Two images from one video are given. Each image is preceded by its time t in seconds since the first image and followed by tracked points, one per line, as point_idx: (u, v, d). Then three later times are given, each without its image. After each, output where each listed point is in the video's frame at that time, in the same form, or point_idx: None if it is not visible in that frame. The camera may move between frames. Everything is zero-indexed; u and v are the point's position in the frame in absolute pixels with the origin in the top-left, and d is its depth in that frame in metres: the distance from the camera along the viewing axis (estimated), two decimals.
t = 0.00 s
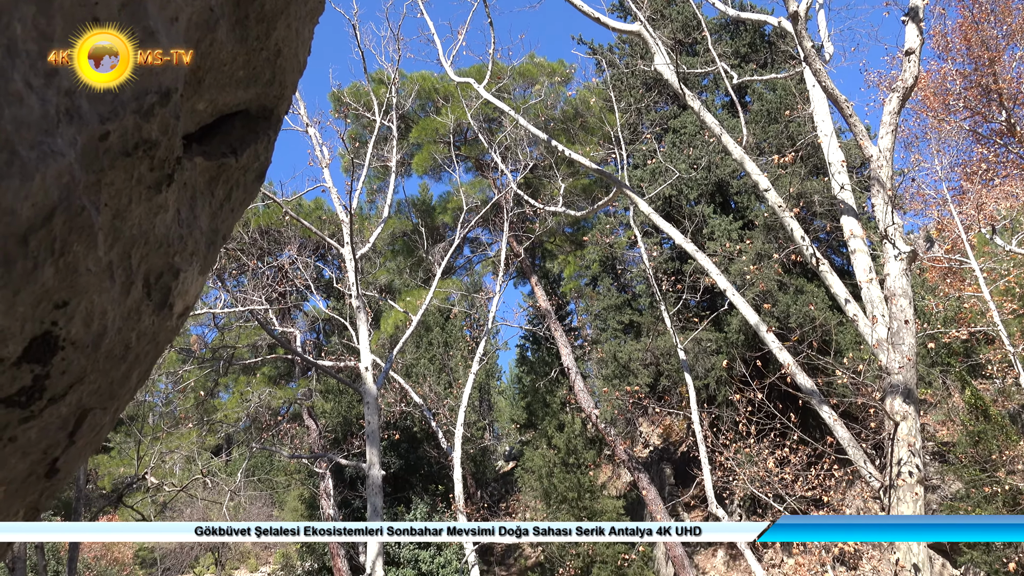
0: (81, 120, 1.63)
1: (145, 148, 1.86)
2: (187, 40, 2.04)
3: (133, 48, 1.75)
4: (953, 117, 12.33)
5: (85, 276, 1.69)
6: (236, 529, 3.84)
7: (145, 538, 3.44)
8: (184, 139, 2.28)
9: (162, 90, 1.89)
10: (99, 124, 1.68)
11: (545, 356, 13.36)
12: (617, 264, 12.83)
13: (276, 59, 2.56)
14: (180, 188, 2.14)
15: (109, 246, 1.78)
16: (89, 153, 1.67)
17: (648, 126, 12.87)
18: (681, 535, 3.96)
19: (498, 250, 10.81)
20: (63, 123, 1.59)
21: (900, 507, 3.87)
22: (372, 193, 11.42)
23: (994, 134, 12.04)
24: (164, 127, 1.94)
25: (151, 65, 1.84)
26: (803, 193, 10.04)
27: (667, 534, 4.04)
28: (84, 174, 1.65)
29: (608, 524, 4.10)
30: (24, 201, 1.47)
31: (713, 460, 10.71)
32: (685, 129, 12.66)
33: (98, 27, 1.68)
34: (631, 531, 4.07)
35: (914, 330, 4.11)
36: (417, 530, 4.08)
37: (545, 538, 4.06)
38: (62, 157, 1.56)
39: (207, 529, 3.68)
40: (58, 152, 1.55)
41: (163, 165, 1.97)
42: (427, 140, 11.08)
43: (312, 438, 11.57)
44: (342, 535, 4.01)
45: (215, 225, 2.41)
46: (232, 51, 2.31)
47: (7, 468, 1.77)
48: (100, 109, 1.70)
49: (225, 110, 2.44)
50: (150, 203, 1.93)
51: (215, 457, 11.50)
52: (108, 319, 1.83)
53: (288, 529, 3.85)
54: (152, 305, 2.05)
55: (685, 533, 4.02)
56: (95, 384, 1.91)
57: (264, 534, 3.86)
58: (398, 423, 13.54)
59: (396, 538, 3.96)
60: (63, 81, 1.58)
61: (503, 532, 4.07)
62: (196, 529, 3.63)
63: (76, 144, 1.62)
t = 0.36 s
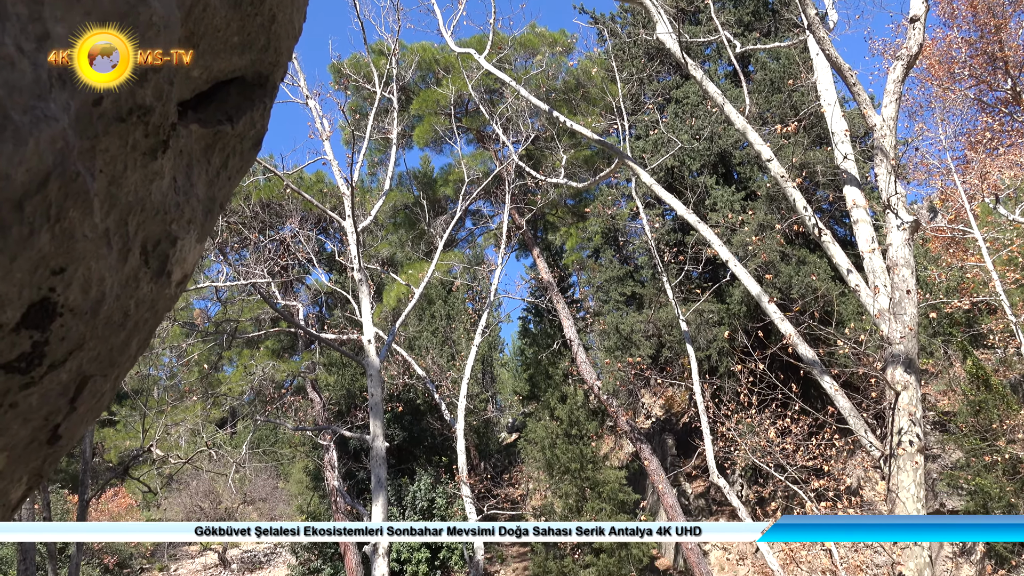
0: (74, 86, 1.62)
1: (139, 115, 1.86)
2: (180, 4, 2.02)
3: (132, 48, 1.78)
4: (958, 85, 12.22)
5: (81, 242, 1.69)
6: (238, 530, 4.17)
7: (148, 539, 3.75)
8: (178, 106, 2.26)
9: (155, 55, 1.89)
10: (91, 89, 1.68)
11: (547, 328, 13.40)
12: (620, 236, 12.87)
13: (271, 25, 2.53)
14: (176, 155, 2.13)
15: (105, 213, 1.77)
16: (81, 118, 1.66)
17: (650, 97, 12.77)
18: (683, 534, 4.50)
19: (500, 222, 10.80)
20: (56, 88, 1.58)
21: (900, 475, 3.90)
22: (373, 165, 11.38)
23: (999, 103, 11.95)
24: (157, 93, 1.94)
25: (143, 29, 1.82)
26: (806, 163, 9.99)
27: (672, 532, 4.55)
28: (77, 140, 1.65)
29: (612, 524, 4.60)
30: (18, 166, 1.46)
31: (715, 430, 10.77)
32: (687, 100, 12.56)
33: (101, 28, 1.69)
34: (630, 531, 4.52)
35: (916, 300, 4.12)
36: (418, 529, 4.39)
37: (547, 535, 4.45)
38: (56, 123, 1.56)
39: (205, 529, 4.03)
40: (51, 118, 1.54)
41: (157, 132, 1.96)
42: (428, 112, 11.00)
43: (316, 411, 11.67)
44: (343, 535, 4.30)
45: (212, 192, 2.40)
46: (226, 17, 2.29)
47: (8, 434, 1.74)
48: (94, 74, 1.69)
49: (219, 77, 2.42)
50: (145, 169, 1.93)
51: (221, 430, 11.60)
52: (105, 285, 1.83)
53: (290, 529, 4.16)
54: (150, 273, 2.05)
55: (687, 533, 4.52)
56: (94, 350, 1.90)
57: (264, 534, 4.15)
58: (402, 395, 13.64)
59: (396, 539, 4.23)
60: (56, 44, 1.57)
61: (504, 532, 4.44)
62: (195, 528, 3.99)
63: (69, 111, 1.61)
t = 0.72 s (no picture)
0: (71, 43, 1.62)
1: (137, 74, 1.86)
2: None
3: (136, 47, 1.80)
4: (963, 59, 12.11)
5: (79, 201, 1.70)
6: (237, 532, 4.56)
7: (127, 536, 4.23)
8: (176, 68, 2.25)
9: (151, 14, 1.88)
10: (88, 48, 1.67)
11: (548, 301, 13.40)
12: (620, 209, 12.81)
13: None
14: (173, 118, 2.12)
15: (103, 173, 1.77)
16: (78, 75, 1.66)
17: (653, 69, 12.67)
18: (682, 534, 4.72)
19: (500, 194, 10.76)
20: (53, 46, 1.57)
21: (897, 448, 3.92)
22: (373, 137, 11.31)
23: (1004, 77, 11.85)
24: (155, 52, 1.94)
25: None
26: (808, 137, 9.93)
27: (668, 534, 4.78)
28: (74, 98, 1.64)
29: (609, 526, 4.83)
30: (15, 123, 1.46)
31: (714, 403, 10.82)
32: (690, 72, 12.46)
33: (100, 27, 1.69)
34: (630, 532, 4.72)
35: (916, 274, 4.11)
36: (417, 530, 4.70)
37: (544, 536, 4.69)
38: (53, 80, 1.55)
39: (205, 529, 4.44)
40: (49, 76, 1.54)
41: (155, 93, 1.96)
42: (429, 83, 10.92)
43: (317, 382, 11.72)
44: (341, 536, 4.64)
45: (211, 155, 2.39)
46: None
47: (11, 394, 1.72)
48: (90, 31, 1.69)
49: (217, 40, 2.41)
50: (143, 129, 1.93)
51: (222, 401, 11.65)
52: (104, 246, 1.83)
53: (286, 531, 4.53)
54: (149, 234, 2.05)
55: (688, 533, 4.73)
56: (93, 311, 1.90)
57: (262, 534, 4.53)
58: (402, 368, 13.68)
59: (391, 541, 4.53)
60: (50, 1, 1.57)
61: (506, 532, 4.72)
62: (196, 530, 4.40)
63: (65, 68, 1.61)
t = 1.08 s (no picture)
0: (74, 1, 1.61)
1: (141, 34, 1.86)
2: None
3: (135, 49, 1.80)
4: (968, 28, 11.98)
5: (87, 162, 1.69)
6: (239, 533, 4.61)
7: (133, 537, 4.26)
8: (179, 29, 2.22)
9: None
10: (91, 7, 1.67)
11: (549, 273, 13.40)
12: (622, 181, 12.75)
13: None
14: (179, 79, 2.10)
15: (109, 134, 1.76)
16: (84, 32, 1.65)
17: (655, 39, 12.55)
18: (681, 533, 4.71)
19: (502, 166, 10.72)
20: (56, 4, 1.57)
21: (897, 418, 3.94)
22: (374, 109, 11.24)
23: (1010, 46, 11.73)
24: (158, 12, 1.94)
25: None
26: (812, 107, 9.87)
27: (668, 536, 4.76)
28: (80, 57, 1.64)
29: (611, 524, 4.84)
30: (21, 81, 1.45)
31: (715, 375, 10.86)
32: (692, 42, 12.34)
33: (100, 28, 1.69)
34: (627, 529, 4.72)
35: (918, 245, 4.11)
36: (418, 527, 4.75)
37: (543, 534, 4.67)
38: (58, 36, 1.53)
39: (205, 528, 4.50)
40: (54, 34, 1.53)
41: (160, 54, 1.95)
42: (429, 54, 10.83)
43: (319, 354, 11.77)
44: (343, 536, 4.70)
45: (215, 118, 2.38)
46: None
47: (20, 355, 1.72)
48: None
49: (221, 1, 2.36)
50: (148, 90, 1.92)
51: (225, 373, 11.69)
52: (111, 208, 1.83)
53: (287, 531, 4.60)
54: (155, 197, 2.05)
55: (685, 533, 4.70)
56: (100, 274, 1.91)
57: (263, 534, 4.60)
58: (404, 340, 13.72)
59: (393, 542, 4.54)
60: None
61: (504, 529, 4.70)
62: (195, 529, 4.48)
63: (72, 25, 1.60)
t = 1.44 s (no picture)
0: None
1: None
2: None
3: (134, 50, 1.80)
4: None
5: (93, 126, 1.70)
6: (239, 532, 4.67)
7: (132, 537, 4.33)
8: None
9: None
10: None
11: (550, 247, 13.39)
12: (623, 154, 12.69)
13: None
14: (184, 46, 2.09)
15: (114, 99, 1.77)
16: None
17: (657, 10, 12.43)
18: (684, 534, 4.68)
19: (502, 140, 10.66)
20: None
21: (898, 391, 3.96)
22: (373, 82, 11.17)
23: (1015, 17, 11.63)
24: None
25: None
26: (814, 79, 9.80)
27: (671, 534, 4.76)
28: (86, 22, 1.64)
29: (612, 525, 4.83)
30: (28, 44, 1.45)
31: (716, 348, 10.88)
32: (695, 13, 12.23)
33: (100, 30, 1.68)
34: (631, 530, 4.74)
35: (920, 218, 4.10)
36: (416, 531, 4.77)
37: (544, 537, 4.68)
38: (60, 0, 1.55)
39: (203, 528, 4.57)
40: None
41: (163, 20, 1.95)
42: (429, 27, 10.73)
43: (321, 329, 11.80)
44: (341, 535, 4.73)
45: (219, 85, 2.38)
46: None
47: (30, 321, 1.70)
48: None
49: None
50: (153, 55, 1.91)
51: (227, 347, 11.73)
52: (118, 173, 1.83)
53: (286, 531, 4.67)
54: (161, 163, 2.05)
55: (686, 534, 4.64)
56: (108, 241, 1.90)
57: (263, 532, 4.67)
58: (405, 315, 13.74)
59: (395, 542, 4.56)
60: None
61: (503, 532, 4.71)
62: (194, 529, 4.54)
63: None
